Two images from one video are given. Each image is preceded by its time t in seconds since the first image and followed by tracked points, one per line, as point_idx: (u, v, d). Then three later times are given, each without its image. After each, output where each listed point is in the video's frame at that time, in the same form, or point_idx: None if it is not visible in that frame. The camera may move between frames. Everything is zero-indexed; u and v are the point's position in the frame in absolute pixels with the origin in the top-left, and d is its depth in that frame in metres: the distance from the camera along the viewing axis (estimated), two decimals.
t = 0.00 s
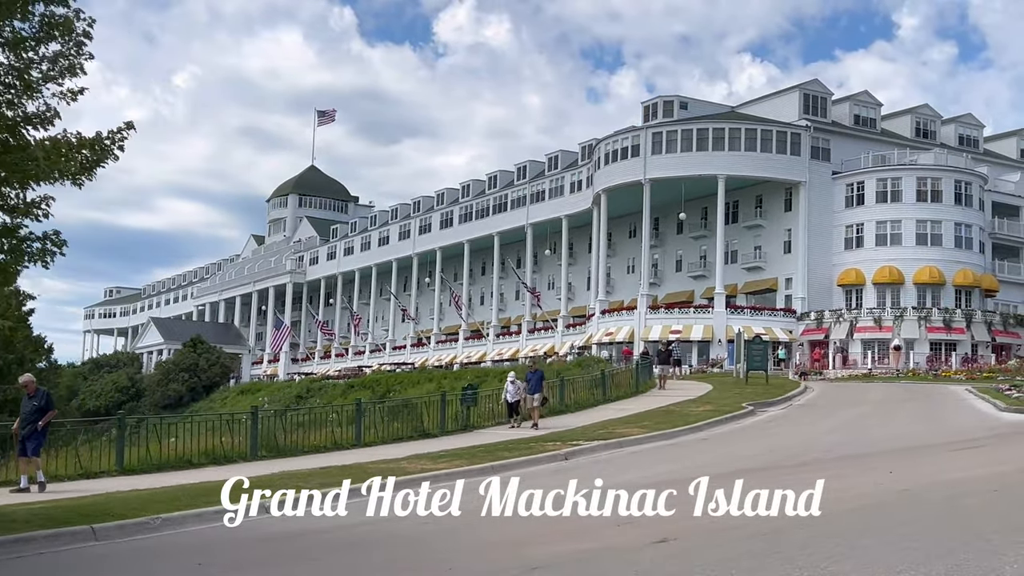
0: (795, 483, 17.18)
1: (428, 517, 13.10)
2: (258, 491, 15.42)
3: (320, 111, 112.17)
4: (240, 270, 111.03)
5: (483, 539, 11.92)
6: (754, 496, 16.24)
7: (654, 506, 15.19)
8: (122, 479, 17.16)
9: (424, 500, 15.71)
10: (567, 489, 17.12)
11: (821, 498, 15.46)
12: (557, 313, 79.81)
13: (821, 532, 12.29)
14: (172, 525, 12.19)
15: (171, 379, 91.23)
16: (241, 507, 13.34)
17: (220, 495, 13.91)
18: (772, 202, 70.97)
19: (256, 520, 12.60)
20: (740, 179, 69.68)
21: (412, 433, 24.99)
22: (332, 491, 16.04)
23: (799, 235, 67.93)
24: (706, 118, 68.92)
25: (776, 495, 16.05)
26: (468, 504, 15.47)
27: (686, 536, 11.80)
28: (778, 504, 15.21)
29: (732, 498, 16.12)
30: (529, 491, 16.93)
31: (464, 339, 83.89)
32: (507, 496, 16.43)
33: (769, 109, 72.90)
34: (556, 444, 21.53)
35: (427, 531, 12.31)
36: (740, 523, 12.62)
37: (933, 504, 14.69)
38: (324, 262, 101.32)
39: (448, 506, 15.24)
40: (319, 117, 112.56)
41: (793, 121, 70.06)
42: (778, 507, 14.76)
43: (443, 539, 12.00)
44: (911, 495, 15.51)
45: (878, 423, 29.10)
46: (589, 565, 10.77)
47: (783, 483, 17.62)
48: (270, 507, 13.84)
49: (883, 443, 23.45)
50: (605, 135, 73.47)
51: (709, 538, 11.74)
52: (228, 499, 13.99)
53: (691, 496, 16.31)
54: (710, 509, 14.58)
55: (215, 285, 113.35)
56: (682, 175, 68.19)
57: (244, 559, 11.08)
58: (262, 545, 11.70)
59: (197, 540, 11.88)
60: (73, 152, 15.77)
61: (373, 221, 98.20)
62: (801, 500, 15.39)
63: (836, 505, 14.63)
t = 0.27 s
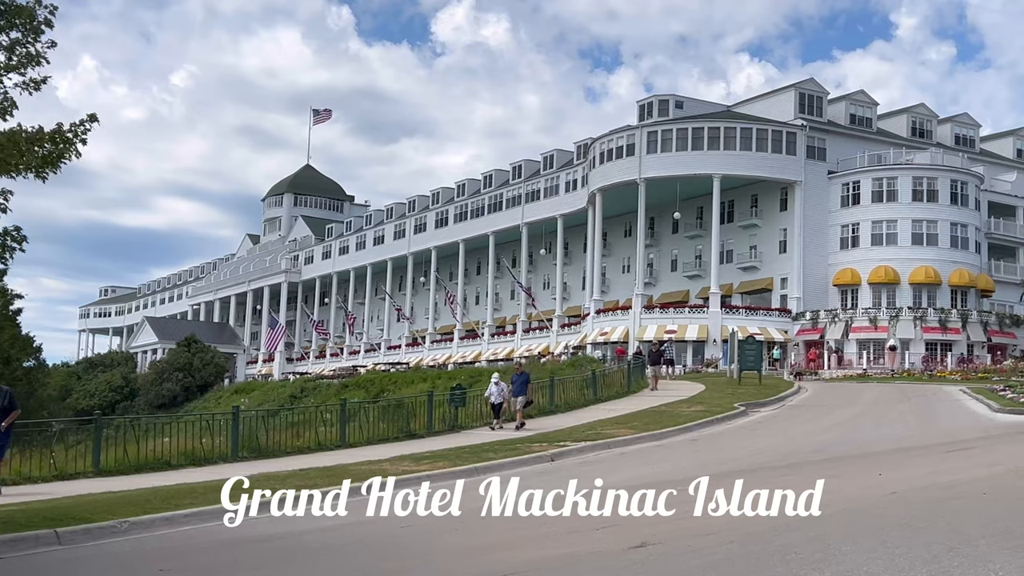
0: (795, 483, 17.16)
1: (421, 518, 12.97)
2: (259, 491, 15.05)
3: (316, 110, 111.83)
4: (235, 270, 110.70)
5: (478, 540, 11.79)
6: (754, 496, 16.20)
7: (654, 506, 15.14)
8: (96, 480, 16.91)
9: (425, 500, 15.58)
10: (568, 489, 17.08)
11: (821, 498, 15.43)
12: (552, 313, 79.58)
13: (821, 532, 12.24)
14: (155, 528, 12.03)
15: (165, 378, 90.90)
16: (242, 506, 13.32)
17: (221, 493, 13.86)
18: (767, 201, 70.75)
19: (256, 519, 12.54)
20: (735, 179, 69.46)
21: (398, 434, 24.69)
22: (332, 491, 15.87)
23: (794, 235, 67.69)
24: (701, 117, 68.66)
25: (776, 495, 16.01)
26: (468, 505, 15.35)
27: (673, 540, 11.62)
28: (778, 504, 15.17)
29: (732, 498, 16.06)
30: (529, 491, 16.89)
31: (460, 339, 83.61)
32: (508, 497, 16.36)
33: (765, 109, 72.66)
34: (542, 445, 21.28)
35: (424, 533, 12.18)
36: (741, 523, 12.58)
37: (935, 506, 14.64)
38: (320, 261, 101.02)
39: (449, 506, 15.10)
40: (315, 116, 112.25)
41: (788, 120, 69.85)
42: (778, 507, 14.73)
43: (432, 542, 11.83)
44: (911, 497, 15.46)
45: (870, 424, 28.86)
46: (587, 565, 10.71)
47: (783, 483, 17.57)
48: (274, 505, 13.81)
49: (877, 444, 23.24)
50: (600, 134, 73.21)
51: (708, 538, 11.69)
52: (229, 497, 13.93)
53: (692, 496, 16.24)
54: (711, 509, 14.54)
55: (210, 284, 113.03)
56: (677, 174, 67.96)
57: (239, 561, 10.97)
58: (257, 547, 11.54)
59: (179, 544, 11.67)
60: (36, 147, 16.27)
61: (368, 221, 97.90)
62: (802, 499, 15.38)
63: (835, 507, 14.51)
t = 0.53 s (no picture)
0: (796, 483, 17.08)
1: (413, 518, 12.79)
2: (256, 492, 14.57)
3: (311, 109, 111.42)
4: (230, 269, 110.34)
5: (472, 541, 11.62)
6: (754, 495, 16.07)
7: (654, 506, 15.02)
8: (69, 482, 16.66)
9: (424, 499, 15.41)
10: (567, 489, 16.96)
11: (821, 498, 15.32)
12: (547, 313, 79.30)
13: (823, 534, 12.13)
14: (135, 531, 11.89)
15: (159, 378, 90.56)
16: (240, 507, 13.25)
17: (221, 495, 13.83)
18: (762, 201, 70.49)
19: (255, 521, 12.46)
20: (730, 178, 69.21)
21: (384, 434, 24.34)
22: (331, 490, 15.67)
23: (789, 235, 67.45)
24: (696, 116, 68.38)
25: (776, 495, 15.89)
26: (465, 504, 15.18)
27: (646, 544, 11.38)
28: (778, 504, 15.07)
29: (731, 498, 15.92)
30: (529, 491, 16.76)
31: (454, 338, 83.33)
32: (507, 496, 16.21)
33: (760, 108, 72.37)
34: (529, 447, 21.00)
35: (416, 534, 12.00)
36: (742, 523, 12.47)
37: (937, 508, 14.51)
38: (315, 260, 100.69)
39: (448, 506, 14.92)
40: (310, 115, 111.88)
41: (784, 119, 69.58)
42: (778, 508, 14.64)
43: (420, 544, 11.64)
44: (912, 498, 15.33)
45: (863, 424, 28.58)
46: (581, 566, 10.60)
47: (782, 483, 17.45)
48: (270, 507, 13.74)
49: (870, 445, 23.00)
50: (594, 134, 72.91)
51: (707, 540, 11.54)
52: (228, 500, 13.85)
53: (691, 496, 16.10)
54: (711, 509, 14.43)
55: (204, 284, 112.68)
56: (672, 173, 67.69)
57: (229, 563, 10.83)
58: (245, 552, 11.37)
59: (156, 548, 11.46)
60: None
61: (364, 220, 97.57)
62: (802, 499, 15.28)
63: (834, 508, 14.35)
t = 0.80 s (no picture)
0: (796, 483, 17.19)
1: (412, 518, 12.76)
2: (258, 492, 14.31)
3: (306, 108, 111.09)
4: (225, 268, 110.07)
5: (469, 537, 11.63)
6: (755, 496, 16.11)
7: (654, 506, 15.04)
8: (43, 484, 16.48)
9: (425, 500, 15.41)
10: (568, 489, 16.95)
11: (821, 499, 15.39)
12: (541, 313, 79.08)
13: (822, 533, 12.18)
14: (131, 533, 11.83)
15: (153, 378, 90.24)
16: (241, 506, 13.22)
17: (221, 494, 13.80)
18: (757, 201, 70.30)
19: (259, 520, 12.47)
20: (725, 178, 69.02)
21: (369, 436, 24.17)
22: (331, 491, 15.61)
23: (784, 235, 67.26)
24: (691, 116, 68.20)
25: (777, 495, 15.95)
26: (467, 505, 15.17)
27: (622, 548, 11.18)
28: (779, 504, 15.13)
29: (732, 498, 15.96)
30: (530, 491, 16.73)
31: (449, 339, 83.07)
32: (508, 496, 16.20)
33: (756, 108, 72.18)
34: (515, 448, 20.74)
35: (412, 531, 11.95)
36: (744, 524, 12.52)
37: (939, 508, 14.54)
38: (309, 260, 100.43)
39: (448, 506, 14.89)
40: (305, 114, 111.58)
41: (779, 119, 69.40)
42: (779, 508, 14.70)
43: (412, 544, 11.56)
44: (915, 500, 15.35)
45: (855, 425, 28.37)
46: (577, 564, 10.66)
47: (782, 483, 17.55)
48: (272, 505, 13.69)
49: (861, 447, 22.82)
50: (589, 134, 72.71)
51: (707, 541, 11.59)
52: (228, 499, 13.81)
53: (691, 496, 16.10)
54: (711, 509, 14.44)
55: (199, 284, 112.38)
56: (667, 174, 67.50)
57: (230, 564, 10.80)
58: (242, 550, 11.35)
59: (149, 547, 11.48)
60: None
61: (358, 220, 97.31)
62: (803, 499, 15.37)
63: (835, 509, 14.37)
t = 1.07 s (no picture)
0: (796, 484, 17.35)
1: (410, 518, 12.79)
2: (257, 492, 14.35)
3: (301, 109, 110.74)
4: (219, 268, 109.72)
5: (469, 536, 11.60)
6: (754, 496, 16.21)
7: (653, 506, 15.10)
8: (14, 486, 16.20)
9: (425, 500, 15.42)
10: (568, 489, 16.98)
11: (821, 499, 15.52)
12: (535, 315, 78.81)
13: (821, 534, 12.22)
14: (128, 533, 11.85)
15: (146, 379, 89.84)
16: (241, 506, 13.23)
17: (221, 494, 13.84)
18: (752, 202, 70.04)
19: (258, 519, 12.48)
20: (719, 179, 68.77)
21: (353, 438, 23.90)
22: (330, 491, 15.61)
23: (779, 236, 67.03)
24: (685, 117, 67.93)
25: (777, 495, 16.05)
26: (467, 505, 15.20)
27: (598, 557, 10.90)
28: (779, 504, 15.24)
29: (732, 498, 16.04)
30: (530, 491, 16.76)
31: (443, 340, 82.81)
32: (508, 496, 16.23)
33: (750, 109, 71.91)
34: (499, 450, 20.44)
35: (406, 531, 11.90)
36: (744, 524, 12.60)
37: (938, 509, 14.61)
38: (303, 261, 100.11)
39: (448, 506, 14.90)
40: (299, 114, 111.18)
41: (774, 120, 69.15)
42: (779, 508, 14.79)
43: (405, 543, 11.47)
44: (913, 501, 15.40)
45: (846, 427, 28.12)
46: (578, 561, 10.73)
47: (783, 483, 17.71)
48: (271, 505, 13.74)
49: (853, 449, 22.61)
50: (583, 134, 72.43)
51: (708, 541, 11.66)
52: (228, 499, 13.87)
53: (692, 496, 16.17)
54: (711, 509, 14.52)
55: (193, 284, 111.99)
56: (661, 174, 67.24)
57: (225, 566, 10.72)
58: (237, 551, 11.27)
59: (144, 545, 11.44)
60: None
61: (353, 220, 96.98)
62: (803, 499, 15.50)
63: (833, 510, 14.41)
